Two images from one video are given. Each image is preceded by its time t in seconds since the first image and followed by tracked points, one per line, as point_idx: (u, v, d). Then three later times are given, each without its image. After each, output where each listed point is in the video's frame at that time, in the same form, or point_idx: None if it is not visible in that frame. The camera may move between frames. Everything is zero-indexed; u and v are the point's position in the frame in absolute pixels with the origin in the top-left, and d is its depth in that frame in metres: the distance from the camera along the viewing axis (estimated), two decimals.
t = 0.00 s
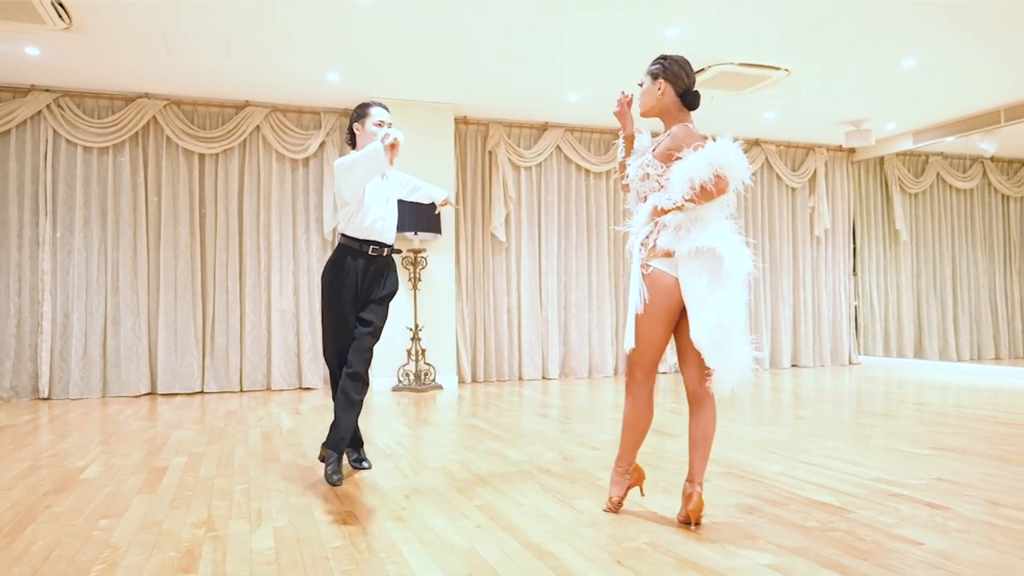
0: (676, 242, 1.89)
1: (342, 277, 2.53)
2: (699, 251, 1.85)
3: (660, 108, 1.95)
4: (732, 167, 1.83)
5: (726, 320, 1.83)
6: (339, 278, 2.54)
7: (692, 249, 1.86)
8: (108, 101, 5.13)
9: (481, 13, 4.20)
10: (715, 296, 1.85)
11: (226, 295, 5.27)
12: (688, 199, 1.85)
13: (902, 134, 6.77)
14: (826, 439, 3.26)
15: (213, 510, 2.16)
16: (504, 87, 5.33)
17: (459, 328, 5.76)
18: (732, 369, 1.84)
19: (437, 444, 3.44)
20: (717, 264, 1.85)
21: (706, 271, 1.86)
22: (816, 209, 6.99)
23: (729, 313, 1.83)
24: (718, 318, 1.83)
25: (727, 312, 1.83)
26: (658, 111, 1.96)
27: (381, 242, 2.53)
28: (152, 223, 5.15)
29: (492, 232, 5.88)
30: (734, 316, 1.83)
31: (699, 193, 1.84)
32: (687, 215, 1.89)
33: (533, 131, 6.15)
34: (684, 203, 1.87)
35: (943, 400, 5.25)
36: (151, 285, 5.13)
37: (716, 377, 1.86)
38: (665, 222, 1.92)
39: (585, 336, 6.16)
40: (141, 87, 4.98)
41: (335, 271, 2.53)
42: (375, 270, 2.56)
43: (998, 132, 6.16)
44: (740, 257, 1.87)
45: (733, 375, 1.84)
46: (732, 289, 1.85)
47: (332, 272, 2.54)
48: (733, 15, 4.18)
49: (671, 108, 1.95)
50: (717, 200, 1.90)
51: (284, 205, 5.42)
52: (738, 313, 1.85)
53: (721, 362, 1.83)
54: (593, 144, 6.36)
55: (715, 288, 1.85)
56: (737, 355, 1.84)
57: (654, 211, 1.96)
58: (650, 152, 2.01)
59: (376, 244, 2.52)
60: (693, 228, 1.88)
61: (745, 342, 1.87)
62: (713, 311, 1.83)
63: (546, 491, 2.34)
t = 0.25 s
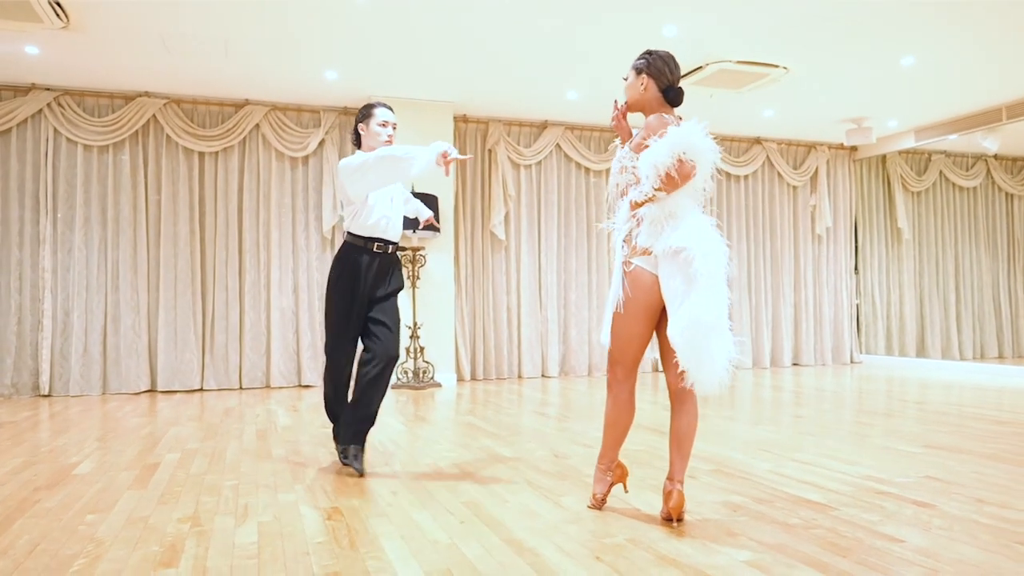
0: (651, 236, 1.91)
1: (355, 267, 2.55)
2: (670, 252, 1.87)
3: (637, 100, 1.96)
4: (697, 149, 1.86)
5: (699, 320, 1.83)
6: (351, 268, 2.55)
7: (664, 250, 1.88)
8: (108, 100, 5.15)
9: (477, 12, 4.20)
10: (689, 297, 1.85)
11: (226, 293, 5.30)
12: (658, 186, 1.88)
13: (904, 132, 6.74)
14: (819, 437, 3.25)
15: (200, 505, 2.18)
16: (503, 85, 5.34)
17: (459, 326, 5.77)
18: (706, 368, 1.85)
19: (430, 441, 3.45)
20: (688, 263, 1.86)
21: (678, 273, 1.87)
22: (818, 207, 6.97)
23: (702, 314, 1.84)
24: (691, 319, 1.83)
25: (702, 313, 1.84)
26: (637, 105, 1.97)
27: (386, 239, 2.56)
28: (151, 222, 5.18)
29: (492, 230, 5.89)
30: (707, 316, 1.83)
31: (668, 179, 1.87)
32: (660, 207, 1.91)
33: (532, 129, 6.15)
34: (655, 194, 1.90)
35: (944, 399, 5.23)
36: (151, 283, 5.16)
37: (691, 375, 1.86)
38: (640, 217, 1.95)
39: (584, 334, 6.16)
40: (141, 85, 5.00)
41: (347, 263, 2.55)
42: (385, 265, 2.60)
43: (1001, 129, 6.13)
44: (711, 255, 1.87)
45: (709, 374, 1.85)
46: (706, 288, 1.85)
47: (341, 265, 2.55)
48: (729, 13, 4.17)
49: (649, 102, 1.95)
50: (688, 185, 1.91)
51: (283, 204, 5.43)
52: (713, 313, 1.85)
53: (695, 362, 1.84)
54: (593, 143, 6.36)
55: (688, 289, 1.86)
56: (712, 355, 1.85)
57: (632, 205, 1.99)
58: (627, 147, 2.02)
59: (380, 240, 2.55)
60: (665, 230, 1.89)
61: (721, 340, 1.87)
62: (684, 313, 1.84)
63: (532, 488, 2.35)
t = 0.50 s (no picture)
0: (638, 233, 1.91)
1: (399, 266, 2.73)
2: (656, 250, 1.86)
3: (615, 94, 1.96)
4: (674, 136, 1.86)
5: (686, 318, 1.82)
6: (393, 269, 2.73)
7: (649, 249, 1.87)
8: (108, 99, 5.17)
9: (473, 10, 4.20)
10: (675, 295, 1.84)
11: (224, 291, 5.31)
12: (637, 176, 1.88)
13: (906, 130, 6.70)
14: (812, 436, 3.24)
15: (187, 501, 2.18)
16: (502, 83, 5.33)
17: (458, 324, 5.77)
18: (696, 365, 1.83)
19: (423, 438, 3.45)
20: (673, 261, 1.85)
21: (664, 272, 1.86)
22: (819, 206, 6.94)
23: (688, 312, 1.82)
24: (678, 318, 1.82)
25: (689, 310, 1.83)
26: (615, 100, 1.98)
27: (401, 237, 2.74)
28: (151, 220, 5.20)
29: (491, 228, 5.89)
30: (694, 314, 1.82)
31: (647, 169, 1.87)
32: (643, 199, 1.91)
33: (532, 127, 6.15)
34: (637, 186, 1.89)
35: (944, 398, 5.21)
36: (151, 280, 5.18)
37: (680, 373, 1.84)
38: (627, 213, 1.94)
39: (583, 333, 6.15)
40: (140, 84, 5.02)
41: (390, 264, 2.73)
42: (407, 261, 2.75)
43: (1003, 127, 6.09)
44: (696, 254, 1.86)
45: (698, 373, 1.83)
46: (691, 287, 1.84)
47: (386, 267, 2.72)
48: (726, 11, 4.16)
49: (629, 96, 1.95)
50: (666, 175, 1.91)
51: (282, 202, 5.45)
52: (700, 311, 1.84)
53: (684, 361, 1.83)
54: (592, 141, 6.35)
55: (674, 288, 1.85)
56: (700, 353, 1.83)
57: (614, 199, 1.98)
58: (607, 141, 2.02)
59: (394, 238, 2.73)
60: (650, 229, 1.89)
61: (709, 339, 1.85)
62: (671, 312, 1.83)
63: (519, 486, 2.35)
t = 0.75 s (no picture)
0: (637, 235, 1.86)
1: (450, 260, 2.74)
2: (653, 253, 1.84)
3: (600, 96, 1.95)
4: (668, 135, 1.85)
5: (683, 322, 1.82)
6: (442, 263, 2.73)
7: (645, 252, 1.85)
8: (105, 98, 5.18)
9: (469, 9, 4.18)
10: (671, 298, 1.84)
11: (222, 291, 5.31)
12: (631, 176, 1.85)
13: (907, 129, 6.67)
14: (806, 436, 3.21)
15: (172, 501, 2.17)
16: (499, 81, 5.32)
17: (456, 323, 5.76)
18: (693, 367, 1.84)
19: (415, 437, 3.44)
20: (670, 263, 1.84)
21: (659, 274, 1.85)
22: (820, 204, 6.91)
23: (685, 315, 1.83)
24: (675, 321, 1.82)
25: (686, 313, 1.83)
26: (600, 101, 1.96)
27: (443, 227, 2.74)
28: (149, 219, 5.20)
29: (490, 227, 5.87)
30: (692, 315, 1.82)
31: (640, 170, 1.85)
32: (638, 201, 1.87)
33: (530, 126, 6.14)
34: (632, 188, 1.87)
35: (945, 398, 5.17)
36: (148, 280, 5.18)
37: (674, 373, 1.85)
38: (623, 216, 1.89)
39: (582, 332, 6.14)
40: (138, 84, 5.03)
41: (438, 258, 2.71)
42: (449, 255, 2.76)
43: (1005, 125, 6.05)
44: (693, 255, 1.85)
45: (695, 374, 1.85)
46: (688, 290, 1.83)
47: (436, 260, 2.71)
48: (723, 8, 4.13)
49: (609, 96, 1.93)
50: (659, 176, 1.89)
51: (280, 201, 5.45)
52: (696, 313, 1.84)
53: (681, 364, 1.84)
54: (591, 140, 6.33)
55: (670, 291, 1.84)
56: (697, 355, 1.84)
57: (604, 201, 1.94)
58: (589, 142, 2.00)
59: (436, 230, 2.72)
60: (646, 231, 1.85)
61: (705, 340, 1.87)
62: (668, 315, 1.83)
63: (506, 486, 2.33)
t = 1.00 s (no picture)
0: (621, 243, 1.82)
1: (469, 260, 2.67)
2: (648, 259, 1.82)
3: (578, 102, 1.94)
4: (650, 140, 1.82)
5: (678, 327, 1.83)
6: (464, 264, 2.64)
7: (643, 256, 1.82)
8: (98, 99, 5.17)
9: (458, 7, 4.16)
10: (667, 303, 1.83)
11: (216, 291, 5.31)
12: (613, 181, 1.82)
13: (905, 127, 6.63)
14: (795, 439, 3.18)
15: (147, 503, 2.15)
16: (492, 80, 5.29)
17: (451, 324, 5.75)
18: (686, 371, 1.86)
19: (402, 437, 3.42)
20: (667, 269, 1.84)
21: (653, 278, 1.84)
22: (818, 204, 6.88)
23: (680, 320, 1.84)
24: (671, 326, 1.83)
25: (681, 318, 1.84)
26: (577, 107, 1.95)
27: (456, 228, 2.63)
28: (142, 219, 5.19)
29: (484, 226, 5.87)
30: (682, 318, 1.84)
31: (622, 174, 1.82)
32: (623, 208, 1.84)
33: (525, 125, 6.12)
34: (617, 196, 1.83)
35: (941, 398, 5.14)
36: (142, 280, 5.18)
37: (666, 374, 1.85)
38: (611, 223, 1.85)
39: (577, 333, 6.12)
40: (130, 84, 5.02)
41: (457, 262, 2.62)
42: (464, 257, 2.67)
43: (1003, 123, 6.00)
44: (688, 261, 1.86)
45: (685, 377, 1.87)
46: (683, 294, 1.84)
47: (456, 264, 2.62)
48: (715, 6, 4.10)
49: (583, 101, 1.93)
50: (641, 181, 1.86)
51: (274, 201, 5.44)
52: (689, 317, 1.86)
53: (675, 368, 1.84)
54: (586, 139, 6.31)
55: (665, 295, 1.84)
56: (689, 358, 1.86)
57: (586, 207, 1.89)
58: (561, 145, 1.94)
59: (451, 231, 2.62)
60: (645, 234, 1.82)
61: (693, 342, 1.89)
62: (663, 320, 1.82)
63: (485, 489, 2.30)
